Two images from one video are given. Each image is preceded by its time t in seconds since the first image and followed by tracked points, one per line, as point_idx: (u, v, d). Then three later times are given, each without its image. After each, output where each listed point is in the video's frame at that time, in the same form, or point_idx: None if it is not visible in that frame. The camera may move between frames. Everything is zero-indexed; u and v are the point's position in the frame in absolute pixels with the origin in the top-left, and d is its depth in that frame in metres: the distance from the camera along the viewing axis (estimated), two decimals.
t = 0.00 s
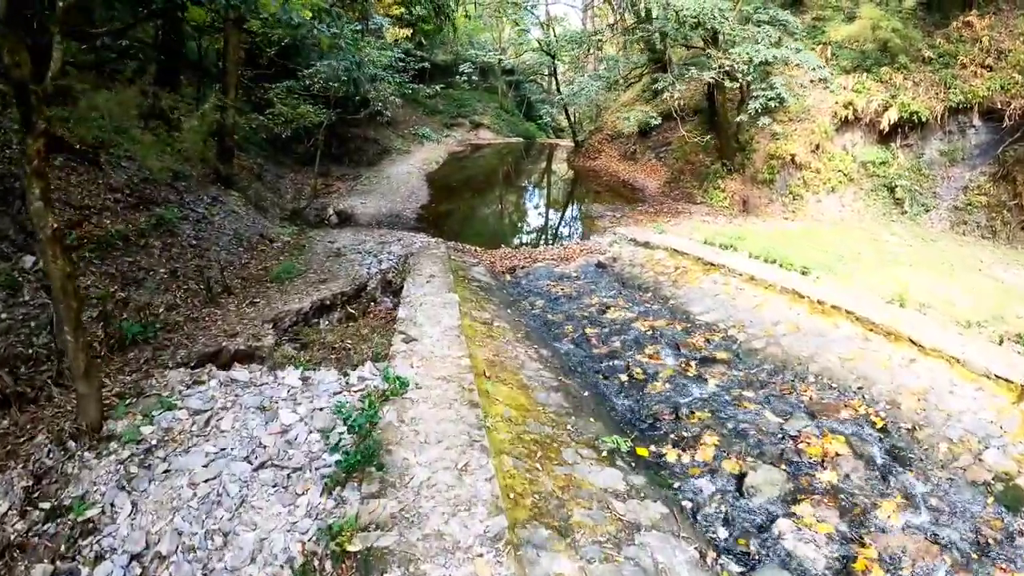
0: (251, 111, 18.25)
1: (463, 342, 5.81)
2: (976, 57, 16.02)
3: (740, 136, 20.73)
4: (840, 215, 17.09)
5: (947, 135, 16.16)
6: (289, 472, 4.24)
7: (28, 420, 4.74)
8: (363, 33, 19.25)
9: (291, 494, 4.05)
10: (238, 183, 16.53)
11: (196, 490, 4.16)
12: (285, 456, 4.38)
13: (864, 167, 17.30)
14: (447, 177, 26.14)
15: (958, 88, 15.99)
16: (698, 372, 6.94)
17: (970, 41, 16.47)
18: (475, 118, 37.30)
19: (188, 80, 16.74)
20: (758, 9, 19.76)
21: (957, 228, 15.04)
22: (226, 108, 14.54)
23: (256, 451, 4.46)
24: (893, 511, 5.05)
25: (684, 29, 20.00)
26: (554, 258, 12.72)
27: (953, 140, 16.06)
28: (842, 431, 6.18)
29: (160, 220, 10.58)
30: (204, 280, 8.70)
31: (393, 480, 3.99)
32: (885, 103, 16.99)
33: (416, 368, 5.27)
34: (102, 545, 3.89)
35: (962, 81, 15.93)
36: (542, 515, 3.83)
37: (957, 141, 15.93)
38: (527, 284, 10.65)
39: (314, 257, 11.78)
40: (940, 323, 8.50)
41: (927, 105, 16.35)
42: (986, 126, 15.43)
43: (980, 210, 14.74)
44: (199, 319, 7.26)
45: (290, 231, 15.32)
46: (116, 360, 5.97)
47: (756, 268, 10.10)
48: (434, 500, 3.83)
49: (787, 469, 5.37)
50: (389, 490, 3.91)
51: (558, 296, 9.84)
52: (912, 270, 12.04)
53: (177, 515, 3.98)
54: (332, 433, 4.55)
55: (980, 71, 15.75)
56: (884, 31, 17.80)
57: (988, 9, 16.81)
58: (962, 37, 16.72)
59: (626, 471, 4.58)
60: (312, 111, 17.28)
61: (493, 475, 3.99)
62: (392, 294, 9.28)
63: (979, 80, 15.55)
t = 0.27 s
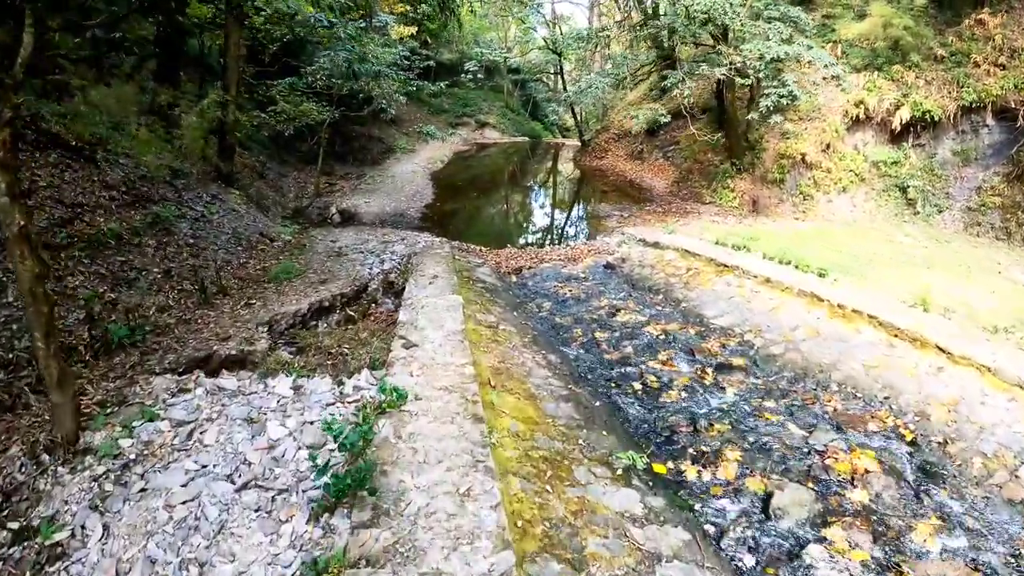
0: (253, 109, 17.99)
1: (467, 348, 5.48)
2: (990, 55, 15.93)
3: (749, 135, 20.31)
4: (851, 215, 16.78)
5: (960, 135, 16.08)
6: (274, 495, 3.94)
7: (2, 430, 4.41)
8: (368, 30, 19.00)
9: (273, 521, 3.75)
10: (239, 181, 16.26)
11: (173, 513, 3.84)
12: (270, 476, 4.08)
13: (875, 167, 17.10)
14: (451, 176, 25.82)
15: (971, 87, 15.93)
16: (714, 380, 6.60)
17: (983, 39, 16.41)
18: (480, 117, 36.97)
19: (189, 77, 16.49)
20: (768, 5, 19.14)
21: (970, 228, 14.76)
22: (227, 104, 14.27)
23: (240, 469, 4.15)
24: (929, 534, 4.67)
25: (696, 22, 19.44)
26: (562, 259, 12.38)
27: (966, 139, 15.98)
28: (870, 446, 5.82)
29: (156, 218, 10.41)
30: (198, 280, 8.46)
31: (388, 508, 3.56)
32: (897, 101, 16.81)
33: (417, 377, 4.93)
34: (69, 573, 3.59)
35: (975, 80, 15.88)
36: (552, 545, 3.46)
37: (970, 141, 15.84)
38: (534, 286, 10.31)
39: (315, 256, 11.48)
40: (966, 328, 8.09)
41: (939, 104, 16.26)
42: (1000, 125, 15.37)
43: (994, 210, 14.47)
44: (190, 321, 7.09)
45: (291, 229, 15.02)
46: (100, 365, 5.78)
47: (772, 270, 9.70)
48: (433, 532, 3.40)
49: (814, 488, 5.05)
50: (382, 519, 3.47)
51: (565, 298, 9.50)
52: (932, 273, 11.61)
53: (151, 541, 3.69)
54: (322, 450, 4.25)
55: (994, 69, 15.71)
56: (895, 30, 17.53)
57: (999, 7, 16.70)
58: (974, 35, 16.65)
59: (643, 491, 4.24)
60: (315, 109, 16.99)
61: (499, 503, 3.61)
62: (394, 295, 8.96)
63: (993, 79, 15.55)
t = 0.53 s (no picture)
0: (257, 109, 17.69)
1: (480, 365, 5.10)
2: (1007, 54, 15.64)
3: (763, 135, 19.85)
4: (868, 217, 16.41)
5: (976, 136, 15.70)
6: (268, 540, 3.54)
7: None
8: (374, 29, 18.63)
9: (267, 573, 3.33)
10: (243, 183, 15.96)
11: (156, 560, 3.45)
12: (265, 518, 3.70)
13: (890, 168, 16.75)
14: (459, 177, 25.47)
15: (988, 86, 15.59)
16: (743, 398, 6.18)
17: (1000, 38, 16.00)
18: (488, 117, 36.63)
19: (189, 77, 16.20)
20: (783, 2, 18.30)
21: (989, 232, 14.39)
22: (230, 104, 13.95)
23: (232, 508, 3.78)
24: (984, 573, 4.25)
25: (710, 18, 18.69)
26: (574, 263, 11.98)
27: (983, 140, 15.57)
28: (913, 470, 5.38)
29: (155, 222, 10.15)
30: (196, 288, 8.19)
31: (397, 562, 3.14)
32: (913, 101, 16.47)
33: (427, 399, 4.55)
34: None
35: (992, 79, 15.55)
36: None
37: (987, 142, 15.43)
38: (546, 292, 9.92)
39: (319, 260, 11.14)
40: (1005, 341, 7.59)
41: (956, 104, 15.89)
42: (1018, 125, 14.97)
43: (1014, 213, 14.02)
44: (186, 332, 6.86)
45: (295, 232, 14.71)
46: (88, 382, 5.46)
47: (796, 276, 9.24)
48: None
49: (858, 521, 4.64)
50: None
51: (579, 305, 9.11)
52: (961, 279, 11.09)
53: None
54: (322, 487, 3.90)
55: (1011, 68, 15.37)
56: (911, 27, 17.18)
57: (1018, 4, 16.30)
58: (991, 34, 16.29)
59: (675, 531, 3.87)
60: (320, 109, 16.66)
61: (523, 559, 3.14)
62: (401, 302, 8.59)
63: (1011, 78, 15.18)
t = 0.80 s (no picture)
0: (260, 108, 17.45)
1: (492, 377, 4.81)
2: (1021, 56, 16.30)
3: (773, 136, 19.50)
4: (880, 219, 16.43)
5: (989, 138, 16.33)
6: None
7: None
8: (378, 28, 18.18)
9: None
10: (245, 183, 15.70)
11: None
12: (259, 550, 3.43)
13: (901, 169, 17.00)
14: (464, 177, 25.22)
15: (1002, 87, 16.26)
16: (767, 409, 5.87)
17: (1011, 38, 16.64)
18: (493, 118, 36.40)
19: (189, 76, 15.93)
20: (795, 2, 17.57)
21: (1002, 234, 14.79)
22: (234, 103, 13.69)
23: (223, 538, 3.52)
24: None
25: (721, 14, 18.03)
26: (583, 267, 11.67)
27: (996, 142, 16.22)
28: (947, 489, 5.00)
29: (154, 223, 9.92)
30: (194, 291, 7.99)
31: None
32: (924, 102, 16.94)
33: (436, 415, 4.27)
34: None
35: (1006, 80, 16.23)
36: None
37: (1000, 144, 16.11)
38: (556, 296, 9.60)
39: (322, 262, 10.86)
40: None
41: (967, 105, 16.43)
42: None
43: None
44: (182, 338, 6.68)
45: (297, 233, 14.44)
46: (77, 395, 5.29)
47: (815, 281, 8.87)
48: None
49: (896, 543, 4.30)
50: None
51: (591, 310, 8.80)
52: (987, 286, 10.63)
53: None
54: (322, 515, 3.65)
55: None
56: (924, 27, 17.68)
57: None
58: (1002, 35, 16.91)
59: (706, 560, 3.57)
60: (324, 108, 16.39)
61: None
62: (405, 307, 8.29)
63: None
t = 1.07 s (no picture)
0: (256, 108, 17.17)
1: (494, 392, 4.55)
2: None
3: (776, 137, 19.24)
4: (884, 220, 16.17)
5: (994, 138, 16.03)
6: None
7: None
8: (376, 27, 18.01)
9: None
10: (241, 184, 15.44)
11: None
12: None
13: (906, 170, 16.73)
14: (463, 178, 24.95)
15: (1007, 87, 16.01)
16: (782, 422, 5.62)
17: (1016, 38, 16.42)
18: (493, 118, 36.12)
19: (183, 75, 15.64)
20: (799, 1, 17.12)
21: (1009, 235, 14.59)
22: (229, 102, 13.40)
23: (204, 572, 3.24)
24: None
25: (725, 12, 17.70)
26: (586, 269, 11.41)
27: (1001, 142, 15.92)
28: (971, 507, 4.72)
29: (146, 225, 9.65)
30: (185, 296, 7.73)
31: None
32: (929, 102, 16.57)
33: (435, 434, 4.01)
34: None
35: (1011, 80, 15.98)
36: None
37: (1006, 144, 15.80)
38: (559, 300, 9.34)
39: (318, 265, 10.61)
40: None
41: (973, 105, 16.16)
42: None
43: None
44: (170, 346, 6.44)
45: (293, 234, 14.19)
46: (58, 407, 5.03)
47: (826, 285, 8.61)
48: None
49: (925, 568, 4.02)
50: None
51: (595, 315, 8.54)
52: (1000, 289, 10.37)
53: None
54: (308, 549, 3.34)
55: None
56: (928, 26, 17.52)
57: None
58: (1008, 34, 16.71)
59: None
60: (322, 108, 16.11)
61: None
62: (403, 312, 8.01)
63: None
